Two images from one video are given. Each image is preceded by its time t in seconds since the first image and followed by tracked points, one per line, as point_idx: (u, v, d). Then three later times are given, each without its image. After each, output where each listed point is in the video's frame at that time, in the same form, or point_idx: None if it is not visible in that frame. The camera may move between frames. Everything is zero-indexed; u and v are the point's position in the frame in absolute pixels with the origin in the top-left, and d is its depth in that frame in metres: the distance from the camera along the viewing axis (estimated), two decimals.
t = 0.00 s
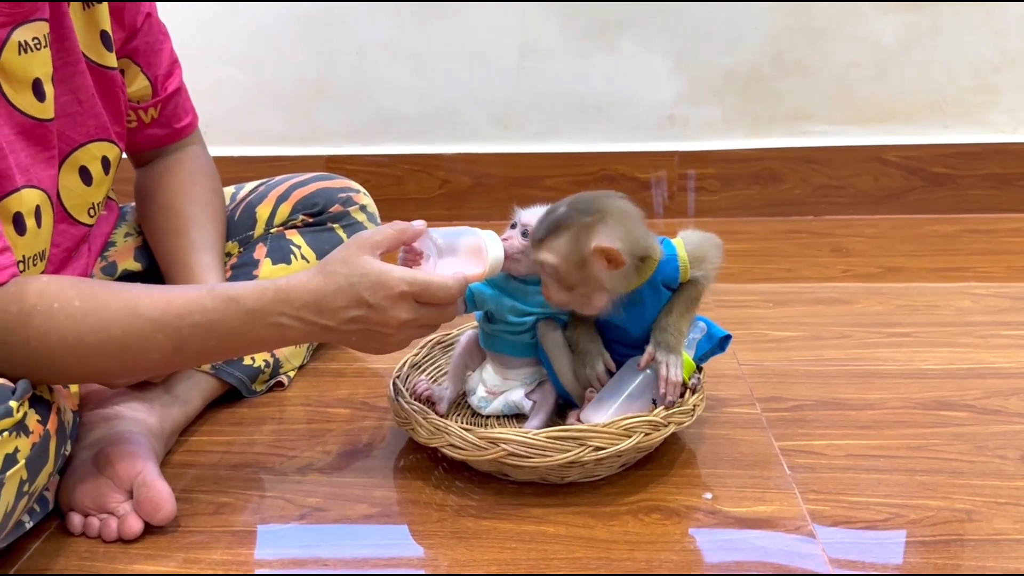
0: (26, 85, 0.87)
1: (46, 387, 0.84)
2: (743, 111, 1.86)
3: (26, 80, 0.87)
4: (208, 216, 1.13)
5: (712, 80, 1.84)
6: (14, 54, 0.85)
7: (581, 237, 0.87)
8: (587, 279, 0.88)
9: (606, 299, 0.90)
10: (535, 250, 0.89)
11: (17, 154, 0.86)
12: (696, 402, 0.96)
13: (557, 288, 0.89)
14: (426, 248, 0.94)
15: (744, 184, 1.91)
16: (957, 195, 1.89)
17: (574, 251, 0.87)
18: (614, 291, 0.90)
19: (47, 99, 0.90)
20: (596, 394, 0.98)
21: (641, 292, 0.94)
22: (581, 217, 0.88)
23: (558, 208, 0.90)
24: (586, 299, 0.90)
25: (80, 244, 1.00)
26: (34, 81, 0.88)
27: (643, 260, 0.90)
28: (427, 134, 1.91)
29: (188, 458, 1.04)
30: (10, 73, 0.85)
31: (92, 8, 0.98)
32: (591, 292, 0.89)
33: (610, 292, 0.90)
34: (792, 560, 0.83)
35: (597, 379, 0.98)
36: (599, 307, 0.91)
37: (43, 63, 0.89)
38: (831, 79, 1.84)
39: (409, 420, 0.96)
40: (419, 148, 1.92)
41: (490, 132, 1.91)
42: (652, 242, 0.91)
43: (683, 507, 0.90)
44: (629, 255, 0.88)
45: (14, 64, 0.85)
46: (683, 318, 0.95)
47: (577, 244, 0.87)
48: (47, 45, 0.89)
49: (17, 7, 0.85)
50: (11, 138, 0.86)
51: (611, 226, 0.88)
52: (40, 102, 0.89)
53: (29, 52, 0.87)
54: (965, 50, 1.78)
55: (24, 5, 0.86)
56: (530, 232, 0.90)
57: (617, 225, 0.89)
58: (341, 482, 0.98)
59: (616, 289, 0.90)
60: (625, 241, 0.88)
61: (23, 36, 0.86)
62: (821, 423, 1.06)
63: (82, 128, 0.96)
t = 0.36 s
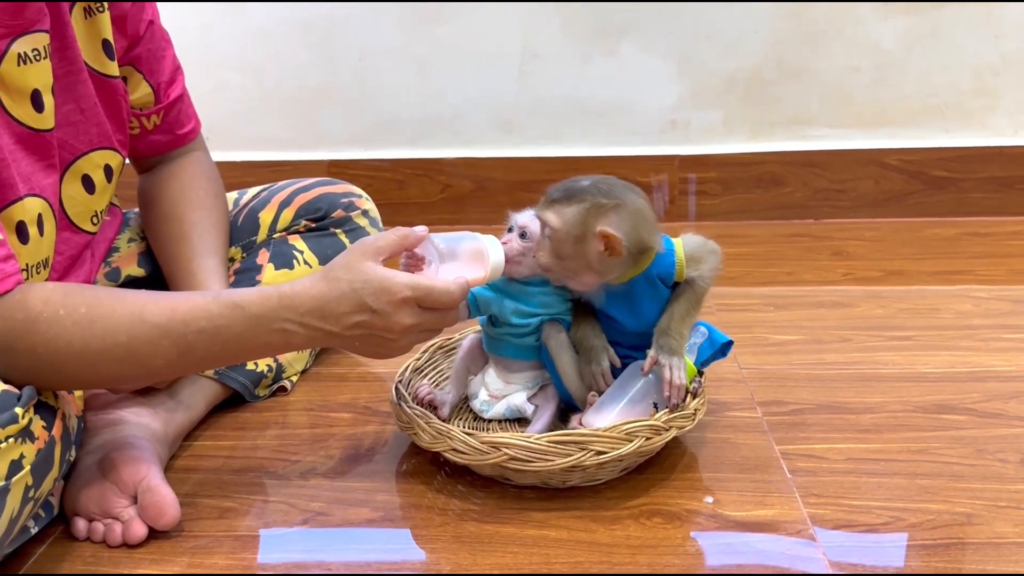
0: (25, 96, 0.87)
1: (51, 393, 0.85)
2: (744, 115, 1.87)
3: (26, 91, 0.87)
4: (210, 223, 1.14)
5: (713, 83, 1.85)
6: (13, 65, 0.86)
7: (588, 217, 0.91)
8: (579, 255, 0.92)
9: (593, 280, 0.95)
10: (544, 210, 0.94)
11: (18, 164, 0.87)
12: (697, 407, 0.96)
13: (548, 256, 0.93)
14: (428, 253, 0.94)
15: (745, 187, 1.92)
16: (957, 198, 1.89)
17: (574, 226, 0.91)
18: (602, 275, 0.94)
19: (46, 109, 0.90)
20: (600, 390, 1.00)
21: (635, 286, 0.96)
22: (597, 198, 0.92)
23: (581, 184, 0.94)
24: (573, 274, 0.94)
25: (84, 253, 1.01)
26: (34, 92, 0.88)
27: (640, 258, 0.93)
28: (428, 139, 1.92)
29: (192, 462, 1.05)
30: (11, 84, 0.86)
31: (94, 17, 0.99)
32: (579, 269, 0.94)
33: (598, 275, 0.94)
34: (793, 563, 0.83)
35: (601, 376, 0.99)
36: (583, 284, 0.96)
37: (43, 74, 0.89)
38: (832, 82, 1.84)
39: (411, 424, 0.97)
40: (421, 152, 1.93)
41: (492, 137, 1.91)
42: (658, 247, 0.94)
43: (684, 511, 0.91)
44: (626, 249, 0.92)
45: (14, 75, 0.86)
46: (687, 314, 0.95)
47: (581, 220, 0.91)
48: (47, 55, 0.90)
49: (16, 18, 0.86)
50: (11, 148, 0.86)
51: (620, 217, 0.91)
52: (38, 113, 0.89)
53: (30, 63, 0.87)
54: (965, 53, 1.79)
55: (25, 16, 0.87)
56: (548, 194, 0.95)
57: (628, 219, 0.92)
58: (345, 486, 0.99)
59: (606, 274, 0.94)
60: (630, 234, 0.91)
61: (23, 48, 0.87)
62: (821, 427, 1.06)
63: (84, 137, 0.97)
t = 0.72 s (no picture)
0: (24, 100, 0.88)
1: (52, 397, 0.85)
2: (744, 118, 1.87)
3: (24, 95, 0.88)
4: (210, 226, 1.14)
5: (713, 86, 1.85)
6: (11, 69, 0.86)
7: (531, 204, 0.92)
8: (523, 245, 0.92)
9: (542, 273, 0.94)
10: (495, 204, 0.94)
11: (18, 167, 0.87)
12: (697, 409, 0.96)
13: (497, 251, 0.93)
14: (425, 257, 0.94)
15: (745, 190, 1.92)
16: (957, 201, 1.89)
17: (516, 214, 0.92)
18: (552, 265, 0.93)
19: (45, 113, 0.90)
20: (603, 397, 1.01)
21: (588, 282, 0.97)
22: (541, 188, 0.93)
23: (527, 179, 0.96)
24: (522, 266, 0.94)
25: (84, 257, 1.01)
26: (33, 96, 0.89)
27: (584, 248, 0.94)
28: (428, 142, 1.93)
29: (193, 466, 1.05)
30: (9, 89, 0.86)
31: (93, 21, 0.99)
32: (527, 261, 0.93)
33: (546, 268, 0.94)
34: (793, 567, 0.83)
35: (589, 359, 1.00)
36: (534, 279, 0.95)
37: (42, 78, 0.90)
38: (831, 86, 1.84)
39: (412, 428, 0.97)
40: (421, 156, 1.93)
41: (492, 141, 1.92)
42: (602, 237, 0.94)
43: (684, 514, 0.91)
44: (569, 237, 0.92)
45: (13, 79, 0.86)
46: (672, 311, 0.94)
47: (524, 209, 0.91)
48: (45, 59, 0.90)
49: (16, 23, 0.86)
50: (11, 152, 0.87)
51: (562, 205, 0.92)
52: (37, 117, 0.89)
53: (28, 67, 0.88)
54: (964, 56, 1.79)
55: (24, 20, 0.87)
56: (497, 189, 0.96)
57: (570, 208, 0.92)
58: (345, 490, 0.99)
59: (552, 266, 0.93)
60: (571, 223, 0.92)
61: (22, 51, 0.87)
62: (821, 430, 1.06)
63: (84, 141, 0.97)
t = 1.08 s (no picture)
0: (23, 103, 0.88)
1: (52, 399, 0.85)
2: (744, 121, 1.87)
3: (24, 98, 0.88)
4: (210, 229, 1.14)
5: (713, 89, 1.85)
6: (11, 72, 0.86)
7: (530, 204, 0.92)
8: (524, 245, 0.92)
9: (544, 273, 0.94)
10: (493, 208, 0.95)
11: (18, 170, 0.88)
12: (697, 411, 0.96)
13: (498, 253, 0.93)
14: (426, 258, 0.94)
15: (746, 193, 1.92)
16: (958, 203, 1.89)
17: (516, 213, 0.92)
18: (553, 264, 0.94)
19: (45, 116, 0.90)
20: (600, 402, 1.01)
21: (586, 280, 0.96)
22: (539, 187, 0.93)
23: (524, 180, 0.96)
24: (523, 267, 0.94)
25: (84, 259, 1.01)
26: (33, 99, 0.89)
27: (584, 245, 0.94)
28: (428, 145, 1.93)
29: (194, 469, 1.05)
30: (8, 92, 0.86)
31: (93, 24, 0.99)
32: (528, 261, 0.93)
33: (547, 267, 0.94)
34: (793, 569, 0.83)
35: (588, 353, 0.98)
36: (536, 280, 0.95)
37: (42, 81, 0.90)
38: (831, 88, 1.84)
39: (412, 431, 0.97)
40: (422, 158, 1.93)
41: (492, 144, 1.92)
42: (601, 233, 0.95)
43: (685, 517, 0.91)
44: (568, 234, 0.92)
45: (12, 82, 0.86)
46: (672, 312, 0.93)
47: (523, 208, 0.92)
48: (46, 62, 0.90)
49: (16, 26, 0.86)
50: (11, 155, 0.87)
51: (562, 203, 0.93)
52: (37, 120, 0.89)
53: (28, 71, 0.88)
54: (964, 59, 1.79)
55: (25, 23, 0.87)
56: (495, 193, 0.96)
57: (569, 205, 0.93)
58: (346, 492, 0.99)
59: (553, 264, 0.94)
60: (571, 219, 0.92)
61: (22, 55, 0.87)
62: (822, 433, 1.06)
63: (84, 144, 0.97)
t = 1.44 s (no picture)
0: (22, 106, 0.88)
1: (52, 401, 0.85)
2: (744, 123, 1.87)
3: (23, 100, 0.88)
4: (210, 231, 1.14)
5: (712, 91, 1.85)
6: (10, 74, 0.86)
7: (571, 176, 0.93)
8: (562, 219, 0.93)
9: (574, 248, 0.96)
10: (525, 182, 0.95)
11: (17, 172, 0.88)
12: (697, 414, 0.96)
13: (532, 227, 0.94)
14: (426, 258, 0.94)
15: (745, 195, 1.92)
16: (958, 205, 1.90)
17: (558, 185, 0.93)
18: (584, 238, 0.96)
19: (44, 118, 0.90)
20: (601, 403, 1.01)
21: (598, 259, 0.97)
22: (575, 162, 0.95)
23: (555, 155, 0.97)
24: (556, 241, 0.95)
25: (83, 260, 1.01)
26: (32, 101, 0.89)
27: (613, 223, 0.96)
28: (428, 147, 1.93)
29: (193, 471, 1.05)
30: (7, 94, 0.86)
31: (91, 26, 0.99)
32: (561, 235, 0.95)
33: (576, 242, 0.95)
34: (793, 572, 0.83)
35: (559, 299, 0.98)
36: (562, 255, 0.96)
37: (41, 84, 0.90)
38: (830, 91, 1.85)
39: (412, 433, 0.97)
40: (421, 160, 1.94)
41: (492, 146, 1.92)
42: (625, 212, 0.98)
43: (685, 519, 0.91)
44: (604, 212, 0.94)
45: (10, 85, 0.86)
46: (678, 319, 0.93)
47: (564, 181, 0.93)
48: (44, 65, 0.90)
49: (15, 28, 0.86)
50: (9, 157, 0.87)
51: (599, 177, 0.95)
52: (35, 122, 0.89)
53: (27, 73, 0.88)
54: (964, 61, 1.79)
55: (23, 25, 0.87)
56: (526, 167, 0.96)
57: (605, 179, 0.95)
58: (346, 494, 0.99)
59: (584, 239, 0.96)
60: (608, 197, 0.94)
61: (21, 57, 0.87)
62: (822, 435, 1.06)
63: (82, 145, 0.97)
